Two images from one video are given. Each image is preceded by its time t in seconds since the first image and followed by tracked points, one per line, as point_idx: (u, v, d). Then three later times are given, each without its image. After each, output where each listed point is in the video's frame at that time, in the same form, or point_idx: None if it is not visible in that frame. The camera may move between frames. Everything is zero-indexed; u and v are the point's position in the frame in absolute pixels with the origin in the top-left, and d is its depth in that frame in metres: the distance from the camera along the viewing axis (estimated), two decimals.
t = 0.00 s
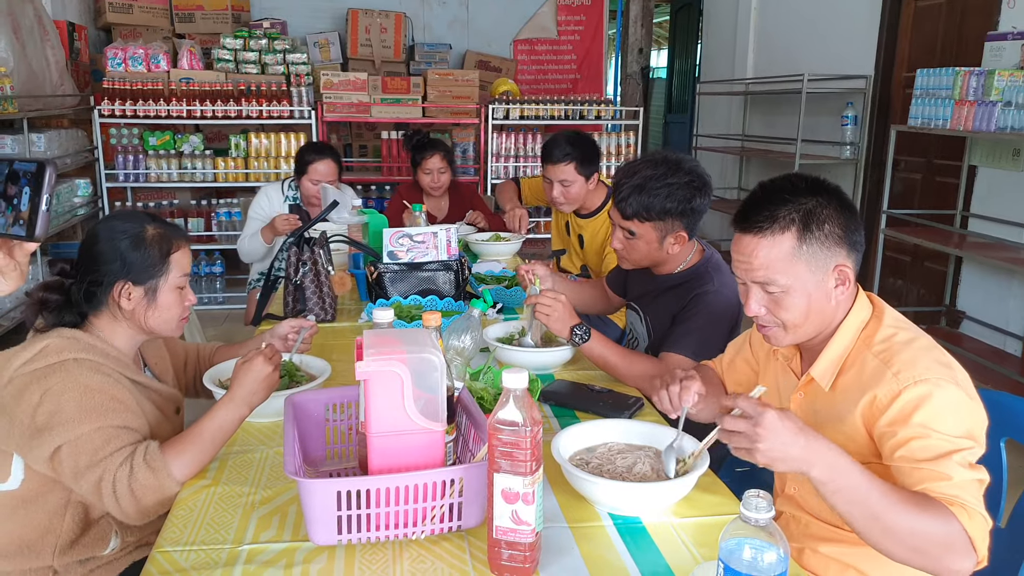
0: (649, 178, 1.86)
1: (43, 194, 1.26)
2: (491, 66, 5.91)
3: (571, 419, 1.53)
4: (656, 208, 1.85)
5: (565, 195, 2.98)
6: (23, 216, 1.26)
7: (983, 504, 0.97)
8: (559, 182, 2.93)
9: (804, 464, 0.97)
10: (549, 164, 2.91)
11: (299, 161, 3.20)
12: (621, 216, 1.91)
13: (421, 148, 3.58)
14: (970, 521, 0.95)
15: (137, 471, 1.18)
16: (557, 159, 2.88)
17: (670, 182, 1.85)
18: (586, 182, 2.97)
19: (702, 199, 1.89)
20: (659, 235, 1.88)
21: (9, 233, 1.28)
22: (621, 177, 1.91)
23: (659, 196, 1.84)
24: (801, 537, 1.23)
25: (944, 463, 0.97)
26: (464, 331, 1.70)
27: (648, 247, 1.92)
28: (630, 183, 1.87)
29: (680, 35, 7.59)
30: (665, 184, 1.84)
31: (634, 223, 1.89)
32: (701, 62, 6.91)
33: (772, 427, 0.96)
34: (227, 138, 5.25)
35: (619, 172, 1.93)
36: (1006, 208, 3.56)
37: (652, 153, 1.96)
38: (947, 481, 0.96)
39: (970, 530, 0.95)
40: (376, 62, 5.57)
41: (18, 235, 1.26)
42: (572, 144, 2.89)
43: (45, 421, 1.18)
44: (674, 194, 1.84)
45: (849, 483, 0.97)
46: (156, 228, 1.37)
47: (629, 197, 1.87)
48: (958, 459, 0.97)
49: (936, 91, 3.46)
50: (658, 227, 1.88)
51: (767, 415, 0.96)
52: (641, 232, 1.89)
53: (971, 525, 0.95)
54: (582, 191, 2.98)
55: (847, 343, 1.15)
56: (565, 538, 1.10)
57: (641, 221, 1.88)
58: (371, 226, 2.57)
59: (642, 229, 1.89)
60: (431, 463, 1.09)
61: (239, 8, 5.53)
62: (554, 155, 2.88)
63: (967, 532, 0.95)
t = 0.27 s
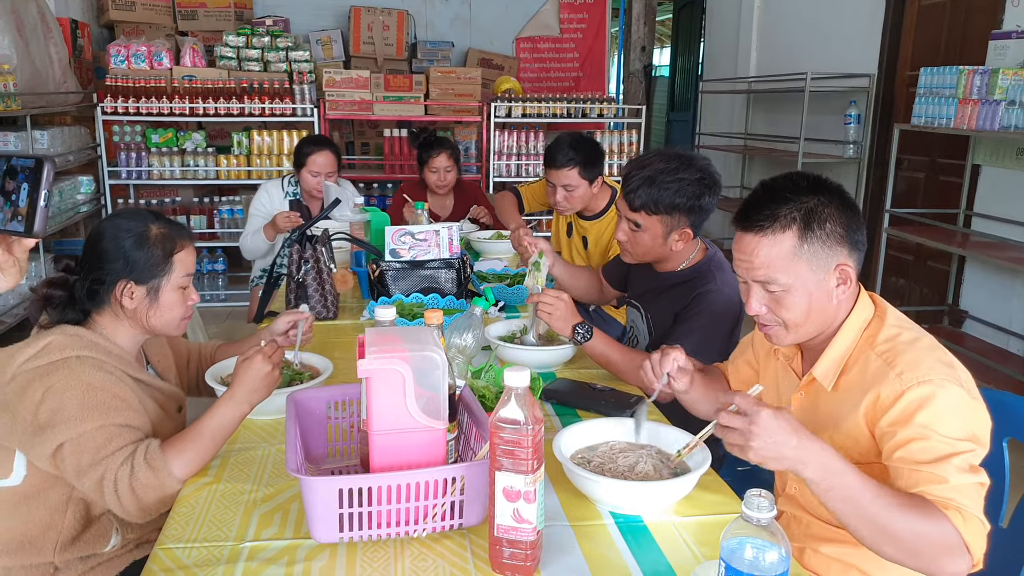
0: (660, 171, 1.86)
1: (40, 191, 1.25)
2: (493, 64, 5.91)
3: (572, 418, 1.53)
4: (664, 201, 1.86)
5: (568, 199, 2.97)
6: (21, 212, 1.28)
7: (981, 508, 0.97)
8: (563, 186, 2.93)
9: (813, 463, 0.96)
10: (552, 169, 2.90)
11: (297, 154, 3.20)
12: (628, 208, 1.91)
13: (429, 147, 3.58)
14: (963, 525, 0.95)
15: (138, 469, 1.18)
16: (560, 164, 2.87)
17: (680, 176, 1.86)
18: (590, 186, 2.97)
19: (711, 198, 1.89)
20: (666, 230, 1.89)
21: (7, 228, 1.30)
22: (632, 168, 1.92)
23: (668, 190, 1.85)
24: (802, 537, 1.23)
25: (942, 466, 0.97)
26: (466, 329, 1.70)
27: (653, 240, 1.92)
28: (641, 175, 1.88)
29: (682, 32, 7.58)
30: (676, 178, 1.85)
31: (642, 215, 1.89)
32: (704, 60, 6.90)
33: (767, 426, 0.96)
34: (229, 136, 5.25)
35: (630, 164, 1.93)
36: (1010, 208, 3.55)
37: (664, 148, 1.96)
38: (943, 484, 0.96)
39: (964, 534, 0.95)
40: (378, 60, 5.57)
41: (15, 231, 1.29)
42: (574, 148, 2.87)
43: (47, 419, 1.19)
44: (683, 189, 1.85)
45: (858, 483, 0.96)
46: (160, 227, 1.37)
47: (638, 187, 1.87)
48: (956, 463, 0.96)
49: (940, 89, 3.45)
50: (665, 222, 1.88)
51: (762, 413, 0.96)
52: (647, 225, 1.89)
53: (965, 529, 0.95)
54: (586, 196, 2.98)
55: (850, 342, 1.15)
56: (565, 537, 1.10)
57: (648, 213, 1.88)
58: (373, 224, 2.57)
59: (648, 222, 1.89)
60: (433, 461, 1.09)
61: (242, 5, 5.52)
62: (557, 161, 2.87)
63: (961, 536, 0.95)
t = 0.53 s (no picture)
0: (663, 169, 1.85)
1: (41, 181, 1.23)
2: (498, 59, 5.90)
3: (575, 414, 1.53)
4: (666, 200, 1.84)
5: (573, 199, 2.97)
6: (22, 201, 1.25)
7: (978, 510, 0.96)
8: (567, 186, 2.93)
9: (800, 466, 0.97)
10: (557, 169, 2.89)
11: (300, 147, 3.21)
12: (630, 206, 1.90)
13: (439, 139, 3.59)
14: (958, 527, 0.94)
15: (141, 462, 1.18)
16: (565, 164, 2.86)
17: (683, 174, 1.84)
18: (594, 186, 2.96)
19: (715, 195, 1.88)
20: (669, 228, 1.88)
21: (8, 218, 1.27)
22: (633, 165, 1.91)
23: (671, 188, 1.83)
24: (803, 535, 1.23)
25: (937, 468, 0.96)
26: (470, 324, 1.70)
27: (655, 239, 1.91)
28: (644, 172, 1.86)
29: (688, 28, 7.56)
30: (679, 175, 1.83)
31: (644, 213, 1.88)
32: (709, 57, 6.88)
33: (756, 431, 0.97)
34: (233, 130, 5.25)
35: (631, 162, 1.92)
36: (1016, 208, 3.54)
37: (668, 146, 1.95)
38: (938, 486, 0.96)
39: (959, 536, 0.94)
40: (382, 55, 5.56)
41: (17, 220, 1.25)
42: (580, 148, 2.86)
43: (51, 410, 1.19)
44: (687, 186, 1.84)
45: (849, 483, 0.97)
46: (164, 221, 1.37)
47: (641, 186, 1.86)
48: (952, 465, 0.96)
49: (948, 88, 3.44)
50: (668, 220, 1.87)
51: (749, 417, 0.97)
52: (649, 223, 1.89)
53: (959, 531, 0.94)
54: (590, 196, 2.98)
55: (851, 340, 1.15)
56: (566, 532, 1.11)
57: (651, 211, 1.87)
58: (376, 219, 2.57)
59: (650, 221, 1.89)
60: (435, 455, 1.09)
61: None
62: (561, 160, 2.86)
63: (955, 538, 0.94)
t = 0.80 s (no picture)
0: (635, 174, 1.83)
1: (43, 179, 1.23)
2: (501, 57, 5.89)
3: (579, 413, 1.52)
4: (641, 204, 1.82)
5: (577, 198, 2.97)
6: (23, 200, 1.24)
7: (981, 513, 0.96)
8: (571, 186, 2.92)
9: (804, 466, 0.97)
10: (561, 169, 2.89)
11: (304, 145, 3.21)
12: (606, 213, 1.88)
13: (449, 136, 3.60)
14: (960, 532, 0.94)
15: (145, 461, 1.18)
16: (570, 164, 2.86)
17: (656, 178, 1.82)
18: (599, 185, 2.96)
19: (689, 196, 1.86)
20: (646, 232, 1.86)
21: (9, 216, 1.25)
22: (608, 173, 1.89)
23: (645, 192, 1.81)
24: (808, 535, 1.23)
25: (940, 473, 0.96)
26: (473, 323, 1.70)
27: (634, 244, 1.89)
28: (617, 179, 1.84)
29: (692, 26, 7.54)
30: (652, 179, 1.81)
31: (621, 219, 1.86)
32: (713, 55, 6.87)
33: (756, 444, 0.97)
34: (237, 128, 5.25)
35: (606, 169, 1.91)
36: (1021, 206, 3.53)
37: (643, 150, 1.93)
38: (940, 490, 0.95)
39: (961, 541, 0.94)
40: (386, 53, 5.56)
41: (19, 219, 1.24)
42: (585, 149, 2.86)
43: (58, 408, 1.19)
44: (660, 190, 1.81)
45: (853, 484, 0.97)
46: (168, 219, 1.37)
47: (614, 192, 1.84)
48: (956, 469, 0.95)
49: (953, 85, 3.44)
50: (645, 224, 1.85)
51: (750, 432, 0.98)
52: (626, 229, 1.87)
53: (961, 536, 0.94)
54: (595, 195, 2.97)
55: (853, 340, 1.15)
56: (570, 531, 1.10)
57: (627, 217, 1.85)
58: (380, 217, 2.57)
59: (629, 226, 1.86)
60: (439, 454, 1.09)
61: None
62: (566, 161, 2.86)
63: (958, 543, 0.94)
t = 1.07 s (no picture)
0: (595, 189, 1.74)
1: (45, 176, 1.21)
2: (503, 56, 5.88)
3: (584, 410, 1.52)
4: (605, 218, 1.73)
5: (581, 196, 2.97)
6: (26, 199, 1.23)
7: (993, 512, 0.95)
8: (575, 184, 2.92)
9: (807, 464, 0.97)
10: (566, 167, 2.90)
11: (307, 144, 3.21)
12: (571, 229, 1.79)
13: (456, 133, 3.60)
14: (974, 536, 0.94)
15: (150, 460, 1.18)
16: (573, 162, 2.86)
17: (616, 191, 1.73)
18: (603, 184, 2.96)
19: (652, 206, 1.78)
20: (612, 245, 1.77)
21: (11, 216, 1.26)
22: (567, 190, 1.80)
23: (607, 207, 1.72)
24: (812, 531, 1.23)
25: (947, 476, 0.95)
26: (478, 321, 1.70)
27: (601, 258, 1.80)
28: (577, 195, 1.74)
29: (694, 23, 7.53)
30: (612, 193, 1.72)
31: (586, 234, 1.77)
32: (716, 52, 6.85)
33: (766, 460, 0.97)
34: (240, 128, 5.26)
35: (567, 185, 1.82)
36: None
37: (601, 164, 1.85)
38: (949, 494, 0.95)
39: (976, 545, 0.93)
40: (388, 52, 5.56)
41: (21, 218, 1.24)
42: (589, 148, 2.86)
43: (64, 407, 1.19)
44: (621, 203, 1.73)
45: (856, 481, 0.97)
46: (171, 218, 1.37)
47: (576, 209, 1.75)
48: (962, 471, 0.94)
49: (957, 80, 3.43)
50: (610, 238, 1.76)
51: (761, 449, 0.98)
52: (592, 244, 1.77)
53: (976, 540, 0.94)
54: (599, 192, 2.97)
55: (849, 338, 1.15)
56: (576, 529, 1.10)
57: (592, 232, 1.76)
58: (384, 216, 2.57)
59: (594, 241, 1.77)
60: (444, 452, 1.09)
61: None
62: (570, 160, 2.87)
63: (973, 547, 0.94)
